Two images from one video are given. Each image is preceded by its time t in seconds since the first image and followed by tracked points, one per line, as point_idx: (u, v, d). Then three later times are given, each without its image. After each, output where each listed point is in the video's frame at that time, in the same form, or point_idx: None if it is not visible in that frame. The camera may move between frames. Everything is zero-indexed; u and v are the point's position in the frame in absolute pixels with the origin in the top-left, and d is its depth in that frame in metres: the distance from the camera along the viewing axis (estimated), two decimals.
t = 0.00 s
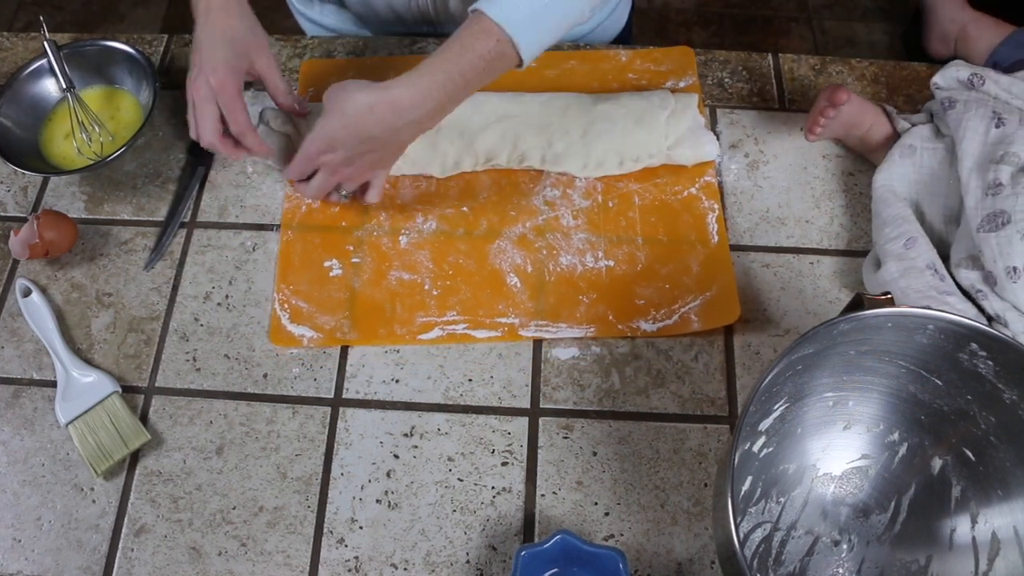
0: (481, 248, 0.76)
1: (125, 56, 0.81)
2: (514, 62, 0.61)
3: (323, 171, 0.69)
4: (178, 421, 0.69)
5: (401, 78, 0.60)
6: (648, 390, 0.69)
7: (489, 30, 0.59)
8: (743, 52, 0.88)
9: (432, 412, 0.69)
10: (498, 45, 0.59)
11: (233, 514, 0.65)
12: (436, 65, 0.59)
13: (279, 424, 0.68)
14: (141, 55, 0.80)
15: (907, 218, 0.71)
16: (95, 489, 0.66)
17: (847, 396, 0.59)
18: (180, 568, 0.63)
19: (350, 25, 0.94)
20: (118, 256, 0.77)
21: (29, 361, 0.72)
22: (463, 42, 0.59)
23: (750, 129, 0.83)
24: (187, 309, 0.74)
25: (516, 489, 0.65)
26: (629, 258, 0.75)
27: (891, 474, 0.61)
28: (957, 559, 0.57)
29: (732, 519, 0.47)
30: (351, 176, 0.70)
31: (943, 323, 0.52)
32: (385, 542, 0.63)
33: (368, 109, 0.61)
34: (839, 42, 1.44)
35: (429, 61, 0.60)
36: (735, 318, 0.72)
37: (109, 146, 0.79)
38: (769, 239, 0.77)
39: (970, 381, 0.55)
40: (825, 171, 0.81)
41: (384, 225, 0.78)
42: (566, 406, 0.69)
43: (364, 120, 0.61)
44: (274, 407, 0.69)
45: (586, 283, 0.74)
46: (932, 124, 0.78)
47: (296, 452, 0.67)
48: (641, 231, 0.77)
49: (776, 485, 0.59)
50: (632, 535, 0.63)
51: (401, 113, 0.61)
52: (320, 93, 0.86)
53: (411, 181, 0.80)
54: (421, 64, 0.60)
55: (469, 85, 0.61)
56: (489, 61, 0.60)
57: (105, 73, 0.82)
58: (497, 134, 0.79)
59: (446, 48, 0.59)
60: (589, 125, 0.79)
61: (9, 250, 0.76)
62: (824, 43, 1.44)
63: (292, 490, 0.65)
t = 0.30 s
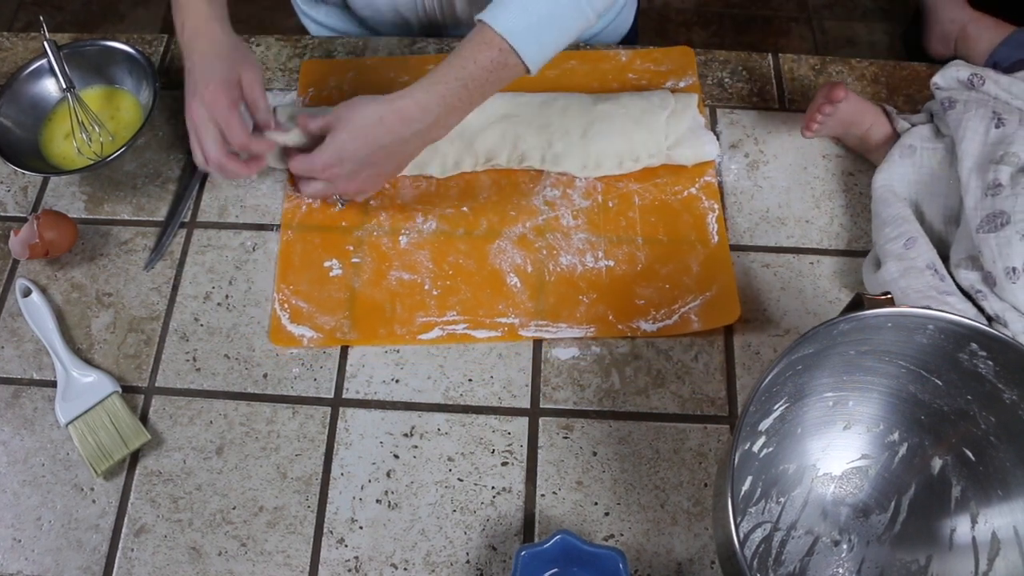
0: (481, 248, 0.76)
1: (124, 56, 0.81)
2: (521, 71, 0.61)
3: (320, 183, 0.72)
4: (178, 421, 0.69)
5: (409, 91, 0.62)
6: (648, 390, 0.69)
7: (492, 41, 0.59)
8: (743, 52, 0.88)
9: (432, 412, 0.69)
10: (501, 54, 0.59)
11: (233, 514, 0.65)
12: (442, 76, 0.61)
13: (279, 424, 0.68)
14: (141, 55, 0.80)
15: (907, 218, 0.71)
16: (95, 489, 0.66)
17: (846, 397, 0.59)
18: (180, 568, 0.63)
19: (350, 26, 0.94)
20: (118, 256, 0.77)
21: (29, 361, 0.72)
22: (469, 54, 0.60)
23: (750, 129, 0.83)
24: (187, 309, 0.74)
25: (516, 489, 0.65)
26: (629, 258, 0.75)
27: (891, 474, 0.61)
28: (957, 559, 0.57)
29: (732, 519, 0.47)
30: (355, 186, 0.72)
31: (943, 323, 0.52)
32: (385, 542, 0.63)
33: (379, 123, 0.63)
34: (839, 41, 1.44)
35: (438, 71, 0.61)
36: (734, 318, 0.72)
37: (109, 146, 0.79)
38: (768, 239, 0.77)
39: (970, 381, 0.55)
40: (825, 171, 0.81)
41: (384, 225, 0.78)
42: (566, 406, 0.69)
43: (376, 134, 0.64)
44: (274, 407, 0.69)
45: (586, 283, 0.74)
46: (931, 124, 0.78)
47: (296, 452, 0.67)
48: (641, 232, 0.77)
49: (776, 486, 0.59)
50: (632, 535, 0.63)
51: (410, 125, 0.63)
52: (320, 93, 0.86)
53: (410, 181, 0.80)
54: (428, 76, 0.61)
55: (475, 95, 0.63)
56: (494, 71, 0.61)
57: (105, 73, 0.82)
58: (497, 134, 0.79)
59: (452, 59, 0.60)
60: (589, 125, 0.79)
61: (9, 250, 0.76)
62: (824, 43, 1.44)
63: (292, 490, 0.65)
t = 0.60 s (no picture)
0: (482, 247, 0.76)
1: (124, 56, 0.81)
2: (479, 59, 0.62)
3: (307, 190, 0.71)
4: (178, 421, 0.69)
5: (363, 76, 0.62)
6: (648, 390, 0.69)
7: (445, 25, 0.59)
8: (743, 52, 0.88)
9: (432, 412, 0.69)
10: (456, 41, 0.59)
11: (233, 514, 0.65)
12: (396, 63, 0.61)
13: (279, 424, 0.68)
14: (141, 55, 0.80)
15: (907, 216, 0.71)
16: (95, 489, 0.66)
17: (847, 396, 0.59)
18: (180, 568, 0.63)
19: (351, 26, 0.94)
20: (118, 256, 0.77)
21: (29, 361, 0.72)
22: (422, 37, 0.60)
23: (750, 129, 0.83)
24: (187, 309, 0.74)
25: (516, 489, 0.65)
26: (629, 257, 0.75)
27: (891, 474, 0.61)
28: (957, 559, 0.57)
29: (732, 518, 0.47)
30: (344, 193, 0.72)
31: (943, 323, 0.52)
32: (385, 542, 0.63)
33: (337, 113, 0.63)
34: (839, 41, 1.44)
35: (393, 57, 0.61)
36: (735, 318, 0.72)
37: (109, 146, 0.79)
38: (768, 239, 0.77)
39: (970, 381, 0.55)
40: (825, 171, 0.81)
41: (385, 221, 0.78)
42: (566, 406, 0.69)
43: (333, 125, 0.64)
44: (274, 407, 0.69)
45: (586, 283, 0.74)
46: (934, 120, 0.78)
47: (296, 452, 0.67)
48: (642, 231, 0.77)
49: (776, 485, 0.59)
50: (632, 535, 0.63)
51: (367, 111, 0.63)
52: (327, 87, 0.86)
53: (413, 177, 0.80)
54: (382, 61, 0.61)
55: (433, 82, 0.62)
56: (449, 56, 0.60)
57: (105, 73, 0.82)
58: (500, 133, 0.80)
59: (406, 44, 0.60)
60: (592, 125, 0.79)
61: (9, 250, 0.76)
62: (824, 43, 1.44)
63: (292, 490, 0.65)
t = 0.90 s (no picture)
0: (482, 246, 0.76)
1: (124, 56, 0.81)
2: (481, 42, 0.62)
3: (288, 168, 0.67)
4: (178, 421, 0.69)
5: (373, 41, 0.61)
6: (648, 390, 0.69)
7: None
8: (743, 52, 0.88)
9: (432, 412, 0.69)
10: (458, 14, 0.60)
11: (233, 514, 0.65)
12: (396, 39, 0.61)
13: (279, 424, 0.68)
14: (140, 55, 0.80)
15: (906, 216, 0.71)
16: (95, 489, 0.66)
17: (847, 396, 0.59)
18: (180, 568, 0.63)
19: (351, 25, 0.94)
20: (118, 256, 0.77)
21: (29, 361, 0.72)
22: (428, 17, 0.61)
23: (750, 129, 0.83)
24: (187, 309, 0.74)
25: (516, 489, 0.65)
26: (629, 257, 0.75)
27: (891, 474, 0.61)
28: (957, 559, 0.57)
29: (732, 518, 0.47)
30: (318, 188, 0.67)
31: (943, 323, 0.52)
32: (385, 542, 0.63)
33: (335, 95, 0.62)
34: (839, 41, 1.44)
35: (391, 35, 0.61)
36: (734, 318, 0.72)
37: (109, 146, 0.79)
38: (769, 239, 0.77)
39: (970, 381, 0.55)
40: (825, 171, 0.81)
41: (385, 221, 0.78)
42: (566, 406, 0.69)
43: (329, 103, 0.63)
44: (274, 407, 0.69)
45: (586, 283, 0.74)
46: (933, 119, 0.78)
47: (296, 452, 0.67)
48: (642, 231, 0.77)
49: (776, 485, 0.59)
50: (632, 535, 0.63)
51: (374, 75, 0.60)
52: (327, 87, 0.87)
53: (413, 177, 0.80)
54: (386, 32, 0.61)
55: (438, 55, 0.61)
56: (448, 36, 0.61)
57: (105, 73, 0.82)
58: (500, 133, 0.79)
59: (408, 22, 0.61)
60: (591, 124, 0.79)
61: (9, 250, 0.76)
62: (824, 43, 1.44)
63: (292, 490, 0.65)
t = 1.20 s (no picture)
0: (482, 246, 0.76)
1: (124, 56, 0.81)
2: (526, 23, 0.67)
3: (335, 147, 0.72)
4: (178, 421, 0.69)
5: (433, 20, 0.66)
6: (648, 390, 0.69)
7: None
8: (743, 52, 0.88)
9: (432, 412, 0.69)
10: None
11: (233, 514, 0.65)
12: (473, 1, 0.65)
13: (279, 424, 0.68)
14: (141, 55, 0.80)
15: (906, 216, 0.71)
16: (95, 489, 0.66)
17: (847, 396, 0.59)
18: (180, 568, 0.63)
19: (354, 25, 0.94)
20: (118, 256, 0.77)
21: (29, 361, 0.72)
22: None
23: (750, 129, 0.83)
24: (187, 309, 0.74)
25: (516, 489, 0.65)
26: (629, 257, 0.75)
27: (891, 474, 0.61)
28: (957, 559, 0.57)
29: (732, 518, 0.47)
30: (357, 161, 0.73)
31: (943, 323, 0.52)
32: (385, 542, 0.63)
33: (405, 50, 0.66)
34: (839, 41, 1.44)
35: None
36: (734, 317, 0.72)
37: (109, 146, 0.79)
38: (768, 239, 0.77)
39: (970, 381, 0.55)
40: (825, 171, 0.81)
41: (386, 221, 0.78)
42: (566, 406, 0.69)
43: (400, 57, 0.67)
44: (274, 407, 0.69)
45: (586, 282, 0.74)
46: (932, 120, 0.78)
47: (296, 452, 0.67)
48: (642, 231, 0.77)
49: (776, 485, 0.59)
50: (632, 535, 0.63)
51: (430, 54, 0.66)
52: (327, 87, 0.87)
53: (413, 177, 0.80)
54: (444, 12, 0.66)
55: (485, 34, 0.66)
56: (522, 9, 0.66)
57: (105, 73, 0.82)
58: (500, 132, 0.79)
59: None
60: (590, 124, 0.79)
61: (9, 250, 0.76)
62: (824, 43, 1.44)
63: (292, 490, 0.65)
